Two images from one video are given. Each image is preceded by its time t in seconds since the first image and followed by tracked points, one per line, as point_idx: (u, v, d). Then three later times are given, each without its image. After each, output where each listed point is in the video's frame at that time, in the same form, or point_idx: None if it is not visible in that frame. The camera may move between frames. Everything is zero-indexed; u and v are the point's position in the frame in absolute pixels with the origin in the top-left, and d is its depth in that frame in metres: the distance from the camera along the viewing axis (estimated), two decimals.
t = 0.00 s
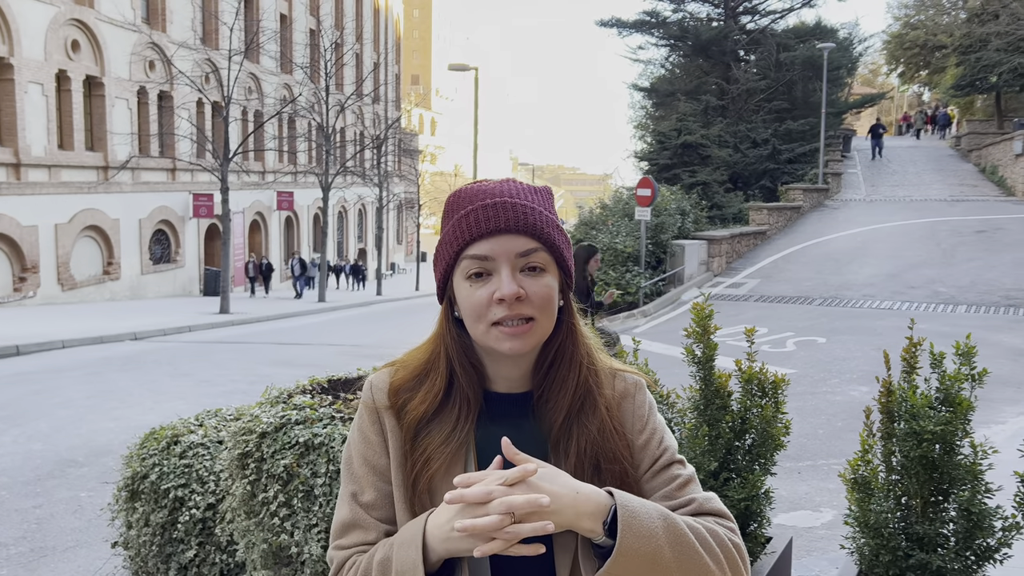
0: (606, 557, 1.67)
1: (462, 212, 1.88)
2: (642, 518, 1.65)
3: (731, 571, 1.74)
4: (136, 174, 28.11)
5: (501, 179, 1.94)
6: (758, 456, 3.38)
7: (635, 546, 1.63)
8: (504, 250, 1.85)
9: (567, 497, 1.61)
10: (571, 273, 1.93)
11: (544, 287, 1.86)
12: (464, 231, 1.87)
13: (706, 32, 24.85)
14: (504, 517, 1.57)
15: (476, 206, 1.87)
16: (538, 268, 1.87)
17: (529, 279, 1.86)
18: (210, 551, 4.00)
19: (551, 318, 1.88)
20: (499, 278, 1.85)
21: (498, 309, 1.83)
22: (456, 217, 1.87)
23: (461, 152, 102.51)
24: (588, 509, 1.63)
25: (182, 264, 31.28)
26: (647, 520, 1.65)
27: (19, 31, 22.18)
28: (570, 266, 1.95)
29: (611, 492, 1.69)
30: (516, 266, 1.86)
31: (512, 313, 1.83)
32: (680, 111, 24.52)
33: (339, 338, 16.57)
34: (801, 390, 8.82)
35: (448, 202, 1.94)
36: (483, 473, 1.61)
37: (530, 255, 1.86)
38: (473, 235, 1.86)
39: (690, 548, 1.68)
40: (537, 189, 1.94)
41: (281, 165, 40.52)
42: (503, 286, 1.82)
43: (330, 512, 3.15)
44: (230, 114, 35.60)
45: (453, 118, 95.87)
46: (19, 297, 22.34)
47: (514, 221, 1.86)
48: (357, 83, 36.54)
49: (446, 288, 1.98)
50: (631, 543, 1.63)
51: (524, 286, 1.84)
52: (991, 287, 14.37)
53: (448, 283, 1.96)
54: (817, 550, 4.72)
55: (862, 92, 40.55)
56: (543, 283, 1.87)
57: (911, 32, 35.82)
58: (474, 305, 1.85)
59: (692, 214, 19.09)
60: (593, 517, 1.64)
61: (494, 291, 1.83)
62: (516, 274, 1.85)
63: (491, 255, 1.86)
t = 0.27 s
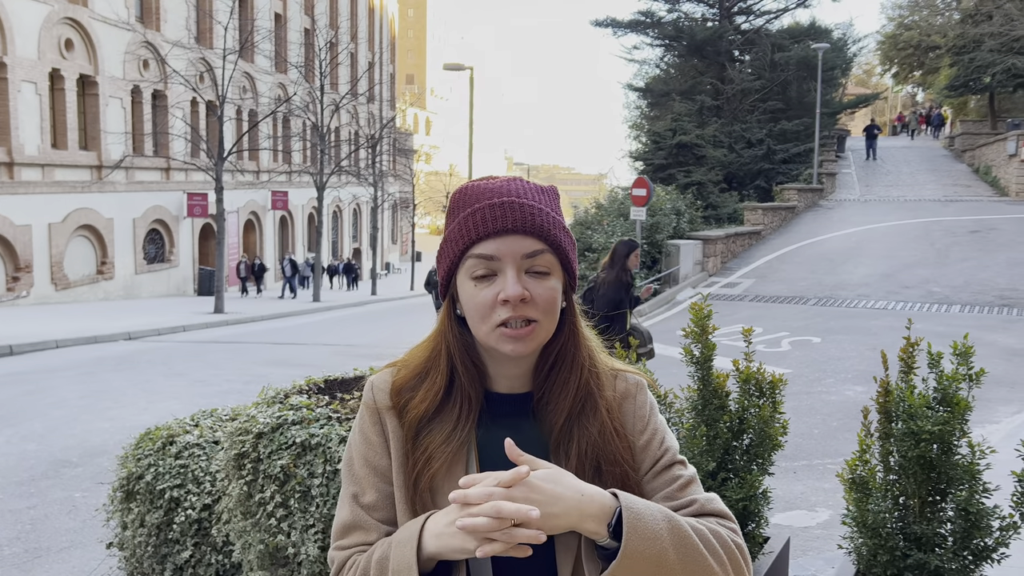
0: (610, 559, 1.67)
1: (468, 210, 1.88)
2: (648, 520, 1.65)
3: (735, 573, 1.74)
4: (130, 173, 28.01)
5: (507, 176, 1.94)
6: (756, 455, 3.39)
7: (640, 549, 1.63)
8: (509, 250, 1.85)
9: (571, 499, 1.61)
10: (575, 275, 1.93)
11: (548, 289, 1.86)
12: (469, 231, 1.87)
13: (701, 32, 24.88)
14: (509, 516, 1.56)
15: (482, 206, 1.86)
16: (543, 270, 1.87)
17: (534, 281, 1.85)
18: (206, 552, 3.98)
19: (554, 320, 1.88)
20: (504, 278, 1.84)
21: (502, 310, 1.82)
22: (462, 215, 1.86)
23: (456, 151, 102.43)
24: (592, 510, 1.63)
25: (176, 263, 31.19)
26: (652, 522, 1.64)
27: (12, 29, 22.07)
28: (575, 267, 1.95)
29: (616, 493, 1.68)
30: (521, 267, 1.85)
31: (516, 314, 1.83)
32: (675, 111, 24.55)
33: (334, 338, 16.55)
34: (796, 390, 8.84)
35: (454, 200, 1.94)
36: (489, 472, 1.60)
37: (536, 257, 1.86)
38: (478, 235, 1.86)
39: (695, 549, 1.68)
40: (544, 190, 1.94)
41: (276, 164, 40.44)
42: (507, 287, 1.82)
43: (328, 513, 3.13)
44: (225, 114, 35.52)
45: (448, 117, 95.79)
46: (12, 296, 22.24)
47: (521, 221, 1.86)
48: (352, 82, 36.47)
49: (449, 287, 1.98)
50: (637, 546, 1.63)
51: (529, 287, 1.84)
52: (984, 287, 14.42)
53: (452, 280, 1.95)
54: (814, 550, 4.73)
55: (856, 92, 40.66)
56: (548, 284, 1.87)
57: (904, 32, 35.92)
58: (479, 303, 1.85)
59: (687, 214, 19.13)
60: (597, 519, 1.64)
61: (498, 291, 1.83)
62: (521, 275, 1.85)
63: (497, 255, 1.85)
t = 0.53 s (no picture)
0: (616, 559, 1.66)
1: (477, 206, 1.88)
2: (653, 522, 1.64)
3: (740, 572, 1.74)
4: (124, 172, 27.91)
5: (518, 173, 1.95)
6: (754, 454, 3.42)
7: (646, 550, 1.63)
8: (518, 245, 1.85)
9: (578, 499, 1.60)
10: (581, 273, 1.93)
11: (555, 288, 1.86)
12: (478, 225, 1.87)
13: (696, 32, 24.91)
14: (514, 512, 1.55)
15: (496, 199, 1.86)
16: (551, 268, 1.87)
17: (541, 280, 1.85)
18: (202, 552, 3.98)
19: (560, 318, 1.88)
20: (512, 274, 1.84)
21: (509, 307, 1.82)
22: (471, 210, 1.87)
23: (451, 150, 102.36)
24: (598, 512, 1.62)
25: (171, 263, 31.09)
26: (659, 524, 1.64)
27: (5, 27, 21.97)
28: (581, 265, 1.95)
29: (623, 494, 1.68)
30: (530, 264, 1.85)
31: (523, 311, 1.83)
32: (670, 111, 24.57)
33: (329, 338, 16.52)
34: (792, 389, 8.85)
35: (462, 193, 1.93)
36: (488, 468, 1.59)
37: (543, 255, 1.86)
38: (488, 228, 1.86)
39: (701, 550, 1.67)
40: (553, 189, 1.94)
41: (270, 163, 40.34)
42: (515, 282, 1.81)
43: (324, 512, 3.13)
44: (219, 112, 35.44)
45: (443, 116, 95.72)
46: (5, 295, 22.13)
47: (532, 218, 1.86)
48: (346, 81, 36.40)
49: (455, 282, 1.97)
50: (644, 546, 1.62)
51: (536, 284, 1.84)
52: (979, 286, 14.48)
53: (457, 276, 1.95)
54: (810, 549, 4.74)
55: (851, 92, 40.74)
56: (555, 284, 1.86)
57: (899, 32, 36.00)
58: (485, 301, 1.84)
59: (682, 214, 19.15)
60: (603, 520, 1.63)
61: (505, 288, 1.82)
62: (528, 273, 1.85)
63: (506, 250, 1.85)
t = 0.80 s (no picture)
0: (619, 561, 1.66)
1: (485, 205, 1.87)
2: (655, 523, 1.64)
3: (744, 573, 1.73)
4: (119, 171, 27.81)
5: (527, 173, 1.94)
6: (752, 453, 3.43)
7: (650, 552, 1.62)
8: (528, 247, 1.84)
9: (582, 502, 1.59)
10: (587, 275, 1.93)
11: (561, 291, 1.86)
12: (486, 226, 1.86)
13: (691, 31, 24.94)
14: (517, 513, 1.55)
15: (505, 199, 1.85)
16: (558, 272, 1.87)
17: (548, 282, 1.85)
18: (198, 552, 3.97)
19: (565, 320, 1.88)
20: (519, 275, 1.84)
21: (516, 309, 1.81)
22: (478, 210, 1.86)
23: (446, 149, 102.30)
24: (601, 513, 1.61)
25: (165, 262, 30.99)
26: (661, 526, 1.64)
27: None
28: (588, 267, 1.95)
29: (625, 496, 1.67)
30: (538, 267, 1.85)
31: (529, 314, 1.82)
32: (666, 110, 24.58)
33: (324, 337, 16.48)
34: (788, 388, 8.87)
35: (470, 193, 1.92)
36: (489, 467, 1.59)
37: (553, 257, 1.86)
38: (497, 228, 1.85)
39: (704, 552, 1.67)
40: (563, 190, 1.94)
41: (265, 162, 40.25)
42: (522, 286, 1.81)
43: (322, 512, 3.13)
44: (214, 111, 35.35)
45: (438, 115, 95.63)
46: None
47: (543, 220, 1.85)
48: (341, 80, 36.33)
49: (458, 280, 1.97)
50: (646, 548, 1.62)
51: (543, 287, 1.84)
52: (973, 285, 14.52)
53: (462, 274, 1.94)
54: (807, 548, 4.75)
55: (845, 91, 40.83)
56: (562, 288, 1.86)
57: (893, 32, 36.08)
58: (491, 301, 1.84)
59: (677, 213, 19.17)
60: (606, 523, 1.62)
61: (512, 290, 1.82)
62: (536, 275, 1.84)
63: (515, 251, 1.84)
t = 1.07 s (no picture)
0: (621, 563, 1.65)
1: (491, 207, 1.87)
2: (658, 525, 1.63)
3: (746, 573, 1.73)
4: (114, 170, 27.73)
5: (538, 176, 1.93)
6: (751, 451, 3.43)
7: (651, 553, 1.62)
8: (537, 251, 1.84)
9: (583, 504, 1.58)
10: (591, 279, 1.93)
11: (566, 296, 1.86)
12: (494, 229, 1.86)
13: (686, 30, 24.95)
14: (520, 515, 1.54)
15: (515, 203, 1.85)
16: (565, 277, 1.87)
17: (555, 288, 1.85)
18: (195, 552, 3.96)
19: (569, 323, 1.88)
20: (526, 279, 1.83)
21: (521, 311, 1.81)
22: (487, 211, 1.85)
23: (442, 148, 102.22)
24: (602, 515, 1.61)
25: (160, 261, 30.91)
26: (663, 527, 1.63)
27: None
28: (592, 270, 1.95)
29: (627, 498, 1.67)
30: (544, 272, 1.85)
31: (534, 317, 1.82)
32: (662, 109, 24.60)
33: (320, 336, 16.46)
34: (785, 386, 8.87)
35: (476, 192, 1.92)
36: (489, 468, 1.58)
37: (558, 261, 1.86)
38: (505, 231, 1.84)
39: (705, 552, 1.67)
40: (572, 194, 1.94)
41: (261, 160, 40.18)
42: (529, 291, 1.81)
43: (319, 512, 3.12)
44: (209, 110, 35.28)
45: (434, 113, 95.54)
46: None
47: (553, 225, 1.85)
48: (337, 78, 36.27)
49: (461, 278, 1.96)
50: (648, 550, 1.61)
51: (550, 292, 1.83)
52: (968, 284, 14.56)
53: (466, 273, 1.93)
54: (803, 547, 4.75)
55: (840, 90, 40.91)
56: (568, 294, 1.87)
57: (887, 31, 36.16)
58: (495, 302, 1.83)
59: (674, 211, 19.19)
60: (607, 524, 1.62)
61: (518, 293, 1.82)
62: (543, 279, 1.84)
63: (522, 254, 1.84)
